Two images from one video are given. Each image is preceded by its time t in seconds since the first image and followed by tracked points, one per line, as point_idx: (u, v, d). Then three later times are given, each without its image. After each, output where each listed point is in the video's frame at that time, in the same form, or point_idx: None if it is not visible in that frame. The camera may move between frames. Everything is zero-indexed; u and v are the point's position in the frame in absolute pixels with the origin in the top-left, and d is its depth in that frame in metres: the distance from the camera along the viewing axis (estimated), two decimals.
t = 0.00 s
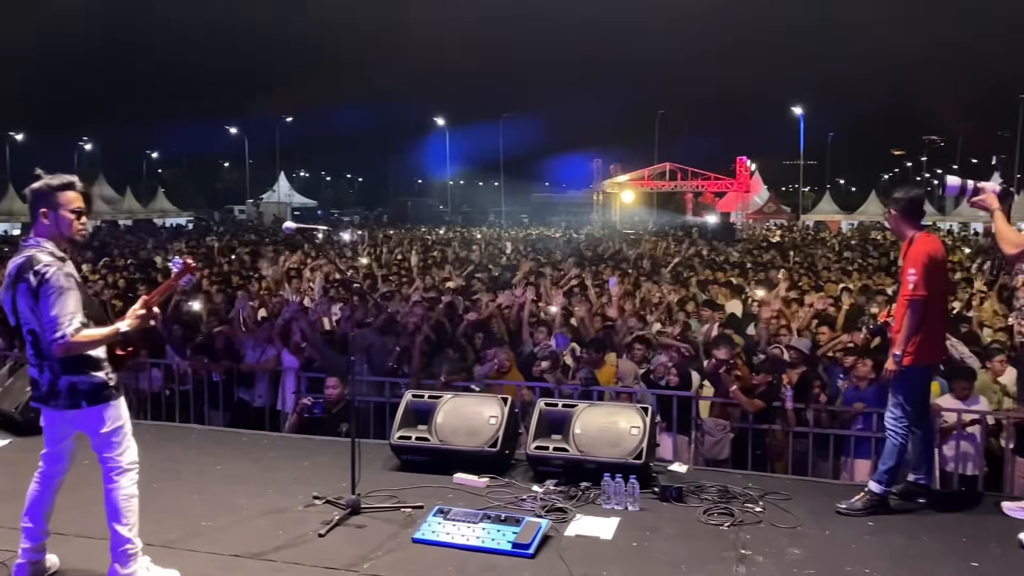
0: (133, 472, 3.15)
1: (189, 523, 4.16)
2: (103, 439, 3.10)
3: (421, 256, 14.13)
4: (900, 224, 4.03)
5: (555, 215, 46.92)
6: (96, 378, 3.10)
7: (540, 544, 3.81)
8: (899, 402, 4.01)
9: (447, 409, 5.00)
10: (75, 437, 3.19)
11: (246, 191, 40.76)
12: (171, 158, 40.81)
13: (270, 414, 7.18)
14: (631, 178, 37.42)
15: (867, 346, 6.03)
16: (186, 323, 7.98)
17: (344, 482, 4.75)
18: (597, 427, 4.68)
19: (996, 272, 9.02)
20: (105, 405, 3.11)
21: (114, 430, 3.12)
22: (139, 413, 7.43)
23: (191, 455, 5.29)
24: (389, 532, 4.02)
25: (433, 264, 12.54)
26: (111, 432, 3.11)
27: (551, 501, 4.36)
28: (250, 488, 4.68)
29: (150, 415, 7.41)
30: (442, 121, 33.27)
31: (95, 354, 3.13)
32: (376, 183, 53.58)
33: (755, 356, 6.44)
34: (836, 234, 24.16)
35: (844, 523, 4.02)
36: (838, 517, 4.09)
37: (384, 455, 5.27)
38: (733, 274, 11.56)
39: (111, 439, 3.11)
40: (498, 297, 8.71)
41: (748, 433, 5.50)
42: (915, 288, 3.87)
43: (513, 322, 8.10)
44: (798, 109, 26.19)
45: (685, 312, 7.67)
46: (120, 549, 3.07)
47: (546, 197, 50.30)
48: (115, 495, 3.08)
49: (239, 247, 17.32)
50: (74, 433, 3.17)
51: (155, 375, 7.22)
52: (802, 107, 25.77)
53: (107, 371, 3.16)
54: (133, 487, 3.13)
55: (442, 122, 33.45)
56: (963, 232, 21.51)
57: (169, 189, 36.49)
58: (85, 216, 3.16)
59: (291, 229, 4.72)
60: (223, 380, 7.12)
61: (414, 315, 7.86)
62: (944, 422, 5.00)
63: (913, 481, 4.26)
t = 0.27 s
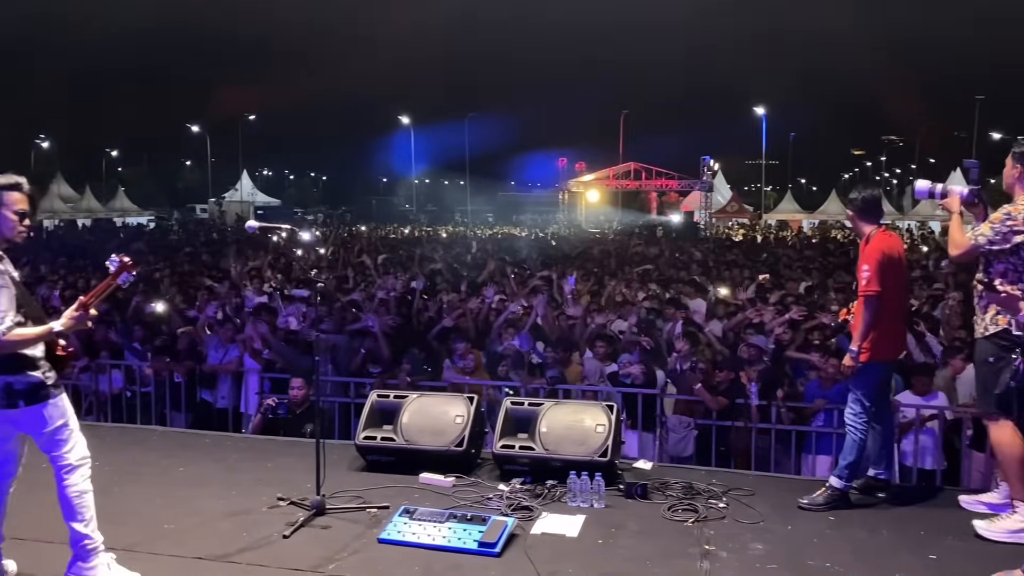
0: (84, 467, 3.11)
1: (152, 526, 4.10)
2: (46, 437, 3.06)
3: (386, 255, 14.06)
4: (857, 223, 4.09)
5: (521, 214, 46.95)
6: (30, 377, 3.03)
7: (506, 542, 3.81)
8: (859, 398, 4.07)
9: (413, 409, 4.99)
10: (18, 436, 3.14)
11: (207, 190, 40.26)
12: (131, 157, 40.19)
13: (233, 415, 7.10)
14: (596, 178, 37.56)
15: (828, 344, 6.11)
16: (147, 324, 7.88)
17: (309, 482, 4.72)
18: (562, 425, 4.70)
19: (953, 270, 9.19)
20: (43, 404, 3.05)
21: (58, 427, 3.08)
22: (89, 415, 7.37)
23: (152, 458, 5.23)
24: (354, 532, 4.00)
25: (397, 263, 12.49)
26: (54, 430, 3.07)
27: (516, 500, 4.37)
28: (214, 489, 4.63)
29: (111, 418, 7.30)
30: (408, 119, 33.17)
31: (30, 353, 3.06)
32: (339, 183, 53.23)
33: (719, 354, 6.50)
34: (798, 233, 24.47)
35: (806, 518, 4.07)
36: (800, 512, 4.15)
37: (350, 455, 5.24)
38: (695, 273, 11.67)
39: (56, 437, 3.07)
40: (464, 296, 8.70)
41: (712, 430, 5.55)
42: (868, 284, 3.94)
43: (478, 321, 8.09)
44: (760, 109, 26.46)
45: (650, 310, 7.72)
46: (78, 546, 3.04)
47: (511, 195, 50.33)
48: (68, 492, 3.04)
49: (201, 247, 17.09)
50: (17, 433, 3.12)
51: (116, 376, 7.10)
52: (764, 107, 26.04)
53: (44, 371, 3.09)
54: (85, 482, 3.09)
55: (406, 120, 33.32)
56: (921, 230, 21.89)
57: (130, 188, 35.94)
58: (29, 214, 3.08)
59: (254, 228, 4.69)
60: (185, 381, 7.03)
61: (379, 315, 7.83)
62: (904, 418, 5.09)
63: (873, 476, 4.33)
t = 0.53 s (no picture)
0: (43, 461, 3.12)
1: (116, 529, 4.05)
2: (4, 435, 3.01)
3: (354, 255, 13.98)
4: (822, 221, 4.14)
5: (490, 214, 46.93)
6: None
7: (476, 541, 3.81)
8: (823, 394, 4.12)
9: (381, 409, 4.97)
10: None
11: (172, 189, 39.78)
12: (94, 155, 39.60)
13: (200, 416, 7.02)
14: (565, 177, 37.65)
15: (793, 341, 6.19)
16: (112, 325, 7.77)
17: (276, 484, 4.68)
18: (532, 424, 4.70)
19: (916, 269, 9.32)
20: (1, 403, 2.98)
21: (16, 424, 3.04)
22: (52, 417, 7.26)
23: (116, 459, 5.15)
24: (323, 533, 3.98)
25: (365, 263, 12.41)
26: (12, 427, 3.03)
27: (486, 499, 4.37)
28: (180, 491, 4.58)
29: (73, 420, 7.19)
30: (375, 118, 33.02)
31: None
32: (306, 182, 52.85)
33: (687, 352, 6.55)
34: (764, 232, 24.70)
35: (772, 513, 4.11)
36: (766, 508, 4.19)
37: (318, 456, 5.21)
38: (664, 272, 11.74)
39: (13, 434, 3.04)
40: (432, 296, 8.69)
41: (679, 427, 5.60)
42: (832, 282, 3.99)
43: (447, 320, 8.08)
44: (727, 109, 26.69)
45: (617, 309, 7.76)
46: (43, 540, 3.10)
47: (480, 195, 50.28)
48: (30, 490, 3.07)
49: (165, 246, 16.88)
50: None
51: (80, 378, 7.00)
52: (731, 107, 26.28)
53: None
54: (45, 477, 3.12)
55: (374, 118, 33.17)
56: (884, 230, 22.19)
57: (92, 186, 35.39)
58: None
59: (219, 228, 4.65)
60: (150, 382, 6.94)
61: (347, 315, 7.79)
62: (868, 413, 5.17)
63: (838, 471, 4.38)
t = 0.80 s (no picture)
0: (15, 454, 3.33)
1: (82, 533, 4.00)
2: None
3: (324, 254, 13.89)
4: (790, 221, 4.18)
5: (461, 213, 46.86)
6: None
7: (447, 541, 3.81)
8: (792, 392, 4.16)
9: (352, 409, 4.95)
10: None
11: (139, 188, 39.29)
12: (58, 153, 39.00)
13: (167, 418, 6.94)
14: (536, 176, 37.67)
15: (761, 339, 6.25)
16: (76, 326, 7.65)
17: (246, 485, 4.65)
18: (503, 423, 4.71)
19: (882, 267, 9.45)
20: None
21: None
22: (15, 419, 7.14)
23: (82, 462, 5.08)
24: (293, 534, 3.96)
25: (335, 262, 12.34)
26: None
27: (457, 498, 4.37)
28: (147, 494, 4.53)
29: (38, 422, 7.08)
30: (345, 116, 32.84)
31: None
32: (275, 181, 52.43)
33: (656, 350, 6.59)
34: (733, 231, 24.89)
35: (742, 510, 4.15)
36: (735, 504, 4.23)
37: (288, 457, 5.18)
38: (634, 270, 11.79)
39: None
40: (403, 295, 8.65)
41: (650, 425, 5.62)
42: (801, 281, 4.04)
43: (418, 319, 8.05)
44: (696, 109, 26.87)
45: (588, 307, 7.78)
46: (30, 528, 3.29)
47: (451, 194, 50.18)
48: (9, 482, 3.26)
49: (131, 246, 16.66)
50: None
51: (44, 380, 6.89)
52: (700, 107, 26.44)
53: None
54: (19, 469, 3.32)
55: (344, 116, 32.98)
56: (851, 229, 22.45)
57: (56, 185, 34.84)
58: None
59: (187, 227, 4.60)
60: (117, 384, 6.85)
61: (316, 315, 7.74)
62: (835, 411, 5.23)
63: (806, 468, 4.43)
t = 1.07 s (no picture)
0: None
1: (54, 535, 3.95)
2: None
3: (298, 254, 13.81)
4: (764, 220, 4.20)
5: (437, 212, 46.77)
6: None
7: (423, 541, 3.81)
8: (767, 389, 4.19)
9: (328, 410, 4.92)
10: None
11: (111, 187, 38.86)
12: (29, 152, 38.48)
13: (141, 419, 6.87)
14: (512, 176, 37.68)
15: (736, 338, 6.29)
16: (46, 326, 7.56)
17: (220, 486, 4.61)
18: (479, 422, 4.71)
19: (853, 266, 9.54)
20: None
21: None
22: None
23: (54, 464, 5.02)
24: (268, 535, 3.94)
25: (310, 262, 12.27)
26: None
27: (434, 498, 4.36)
28: (120, 496, 4.48)
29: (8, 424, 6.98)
30: (321, 115, 32.67)
31: None
32: (250, 180, 52.07)
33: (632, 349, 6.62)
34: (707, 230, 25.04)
35: (717, 507, 4.17)
36: (710, 502, 4.25)
37: (263, 458, 5.14)
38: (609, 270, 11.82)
39: None
40: (379, 295, 8.62)
41: (626, 423, 5.65)
42: (776, 280, 4.07)
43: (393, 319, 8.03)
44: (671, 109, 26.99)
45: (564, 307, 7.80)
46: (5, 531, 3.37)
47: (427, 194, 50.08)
48: None
49: (103, 246, 16.46)
50: None
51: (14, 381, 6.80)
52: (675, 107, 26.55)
53: None
54: None
55: (320, 115, 32.82)
56: (823, 228, 22.66)
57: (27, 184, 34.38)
58: None
59: (159, 226, 4.57)
60: (89, 385, 6.78)
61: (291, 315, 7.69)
62: (809, 408, 5.28)
63: (780, 464, 4.45)
